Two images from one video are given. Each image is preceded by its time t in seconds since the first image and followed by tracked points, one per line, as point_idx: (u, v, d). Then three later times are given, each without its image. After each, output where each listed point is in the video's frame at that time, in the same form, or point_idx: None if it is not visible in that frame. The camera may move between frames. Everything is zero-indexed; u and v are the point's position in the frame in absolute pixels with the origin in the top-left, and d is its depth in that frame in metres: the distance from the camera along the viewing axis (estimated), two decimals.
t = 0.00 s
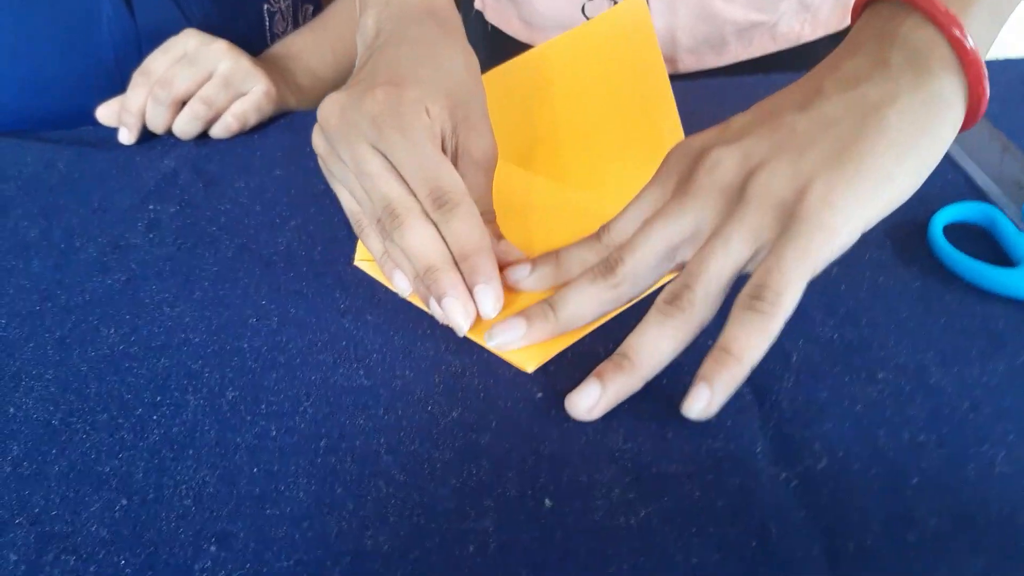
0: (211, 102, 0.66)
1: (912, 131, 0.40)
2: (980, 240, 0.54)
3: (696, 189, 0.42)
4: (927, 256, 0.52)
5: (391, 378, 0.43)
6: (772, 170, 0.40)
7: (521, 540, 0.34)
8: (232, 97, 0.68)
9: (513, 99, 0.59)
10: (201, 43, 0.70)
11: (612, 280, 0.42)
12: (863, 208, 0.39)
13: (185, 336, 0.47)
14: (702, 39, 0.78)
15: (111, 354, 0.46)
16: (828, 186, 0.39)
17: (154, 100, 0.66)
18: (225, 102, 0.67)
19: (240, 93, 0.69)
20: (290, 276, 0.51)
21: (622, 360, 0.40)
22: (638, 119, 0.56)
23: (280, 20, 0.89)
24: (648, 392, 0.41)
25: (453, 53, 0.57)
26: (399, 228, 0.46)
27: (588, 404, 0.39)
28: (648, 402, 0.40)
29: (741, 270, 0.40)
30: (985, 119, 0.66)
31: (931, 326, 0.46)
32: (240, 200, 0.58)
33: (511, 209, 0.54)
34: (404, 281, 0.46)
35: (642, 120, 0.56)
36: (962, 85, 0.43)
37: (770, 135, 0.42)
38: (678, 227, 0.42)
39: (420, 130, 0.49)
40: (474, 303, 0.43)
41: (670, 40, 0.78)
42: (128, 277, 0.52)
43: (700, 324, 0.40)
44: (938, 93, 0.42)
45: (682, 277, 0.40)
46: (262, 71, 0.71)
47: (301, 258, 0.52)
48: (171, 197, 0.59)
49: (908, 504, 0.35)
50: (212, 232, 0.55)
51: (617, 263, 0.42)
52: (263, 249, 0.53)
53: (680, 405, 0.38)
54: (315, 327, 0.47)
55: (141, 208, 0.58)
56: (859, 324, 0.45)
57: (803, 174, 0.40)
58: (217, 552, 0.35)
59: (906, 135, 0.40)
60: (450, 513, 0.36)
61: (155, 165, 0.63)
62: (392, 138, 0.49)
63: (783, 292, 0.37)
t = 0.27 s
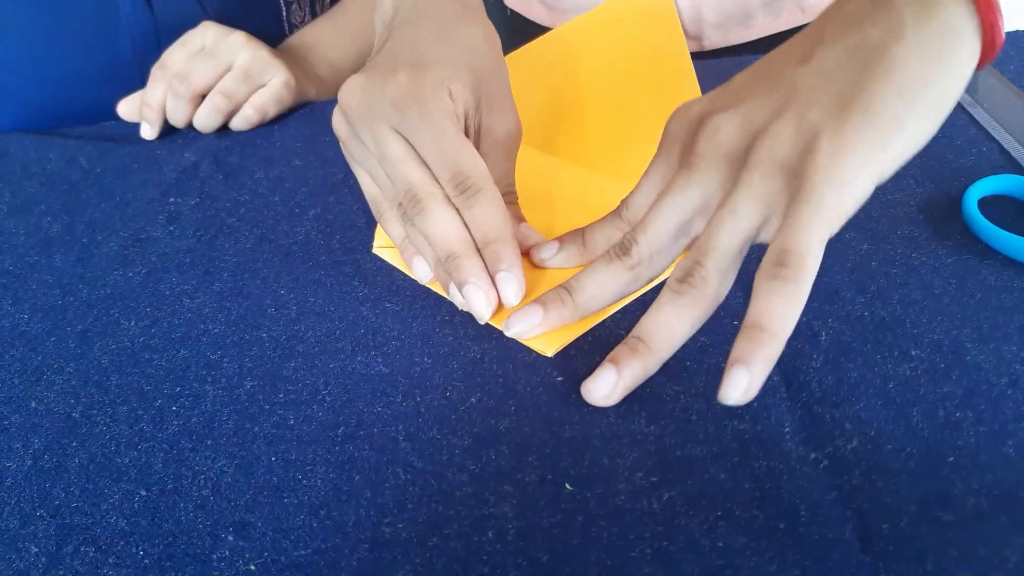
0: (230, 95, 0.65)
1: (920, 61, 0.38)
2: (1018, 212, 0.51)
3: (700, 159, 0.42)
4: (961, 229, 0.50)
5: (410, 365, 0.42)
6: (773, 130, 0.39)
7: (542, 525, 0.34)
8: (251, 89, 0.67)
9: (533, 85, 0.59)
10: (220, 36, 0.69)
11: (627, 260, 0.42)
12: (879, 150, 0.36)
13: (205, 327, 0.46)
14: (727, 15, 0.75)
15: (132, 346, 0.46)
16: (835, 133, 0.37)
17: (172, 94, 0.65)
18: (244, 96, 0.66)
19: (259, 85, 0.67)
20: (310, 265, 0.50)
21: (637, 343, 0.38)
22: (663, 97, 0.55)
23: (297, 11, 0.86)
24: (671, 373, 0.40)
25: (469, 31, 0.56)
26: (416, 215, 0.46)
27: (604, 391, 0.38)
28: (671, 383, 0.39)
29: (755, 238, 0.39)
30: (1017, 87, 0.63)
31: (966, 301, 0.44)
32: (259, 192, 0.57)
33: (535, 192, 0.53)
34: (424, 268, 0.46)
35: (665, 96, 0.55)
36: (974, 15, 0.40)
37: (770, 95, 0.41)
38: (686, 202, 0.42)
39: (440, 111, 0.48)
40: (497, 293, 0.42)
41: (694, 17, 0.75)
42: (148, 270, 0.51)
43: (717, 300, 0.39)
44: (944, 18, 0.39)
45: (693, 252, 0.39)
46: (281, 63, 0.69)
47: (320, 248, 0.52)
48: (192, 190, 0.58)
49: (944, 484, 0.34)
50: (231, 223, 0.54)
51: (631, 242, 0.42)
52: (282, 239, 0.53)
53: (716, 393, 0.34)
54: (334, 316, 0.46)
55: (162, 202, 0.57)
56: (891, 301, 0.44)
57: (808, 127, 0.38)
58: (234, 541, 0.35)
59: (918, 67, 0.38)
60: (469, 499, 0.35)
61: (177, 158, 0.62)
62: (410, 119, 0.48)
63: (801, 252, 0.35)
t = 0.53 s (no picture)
0: (240, 100, 0.64)
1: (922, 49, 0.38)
2: None
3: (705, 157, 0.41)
4: (975, 222, 0.49)
5: (420, 365, 0.42)
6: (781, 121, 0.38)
7: (552, 524, 0.33)
8: (262, 95, 0.66)
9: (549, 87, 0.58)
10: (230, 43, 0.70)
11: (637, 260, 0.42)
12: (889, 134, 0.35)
13: (216, 330, 0.47)
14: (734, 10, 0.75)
15: (144, 350, 0.46)
16: (844, 119, 0.36)
17: (185, 101, 0.65)
18: (255, 101, 0.66)
19: (270, 91, 0.67)
20: (320, 268, 0.50)
21: (676, 354, 0.36)
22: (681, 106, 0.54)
23: (306, 15, 0.84)
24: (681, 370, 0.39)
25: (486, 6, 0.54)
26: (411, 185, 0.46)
27: (653, 410, 0.35)
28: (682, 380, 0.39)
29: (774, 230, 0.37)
30: None
31: (980, 294, 0.43)
32: (271, 196, 0.57)
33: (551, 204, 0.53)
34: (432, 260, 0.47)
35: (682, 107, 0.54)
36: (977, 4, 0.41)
37: (772, 91, 0.41)
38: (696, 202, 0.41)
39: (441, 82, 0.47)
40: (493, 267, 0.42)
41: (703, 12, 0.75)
42: (161, 275, 0.51)
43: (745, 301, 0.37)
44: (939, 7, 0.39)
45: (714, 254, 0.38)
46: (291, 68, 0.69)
47: (331, 250, 0.51)
48: (204, 195, 0.58)
49: (960, 478, 0.33)
50: (243, 227, 0.54)
51: (641, 242, 0.43)
52: (293, 242, 0.52)
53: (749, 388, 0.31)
54: (344, 318, 0.46)
55: (175, 207, 0.57)
56: (904, 295, 0.43)
57: (815, 115, 0.37)
58: (245, 542, 0.35)
59: (922, 52, 0.38)
60: (478, 498, 0.35)
61: (190, 164, 0.61)
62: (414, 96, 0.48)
63: (822, 234, 0.33)
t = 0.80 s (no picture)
0: (257, 130, 0.67)
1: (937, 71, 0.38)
2: None
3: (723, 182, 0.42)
4: (982, 225, 0.49)
5: (430, 379, 0.43)
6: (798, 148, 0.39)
7: (560, 531, 0.34)
8: (278, 124, 0.68)
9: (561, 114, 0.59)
10: (248, 74, 0.72)
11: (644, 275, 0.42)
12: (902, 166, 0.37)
13: (232, 350, 0.47)
14: (739, 28, 0.75)
15: (163, 370, 0.47)
16: (859, 149, 0.37)
17: (203, 129, 0.67)
18: (271, 130, 0.68)
19: (285, 121, 0.69)
20: (333, 287, 0.51)
21: (680, 373, 0.37)
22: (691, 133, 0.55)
23: (326, 46, 0.93)
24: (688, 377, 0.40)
25: (511, 55, 0.56)
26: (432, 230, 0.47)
27: (652, 426, 0.36)
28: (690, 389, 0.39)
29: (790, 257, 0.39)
30: None
31: (989, 296, 0.43)
32: (287, 220, 0.58)
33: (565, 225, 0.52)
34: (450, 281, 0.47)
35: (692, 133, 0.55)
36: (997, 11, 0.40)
37: (790, 114, 0.41)
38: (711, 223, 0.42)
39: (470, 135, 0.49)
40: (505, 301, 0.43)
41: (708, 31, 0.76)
42: (179, 298, 0.52)
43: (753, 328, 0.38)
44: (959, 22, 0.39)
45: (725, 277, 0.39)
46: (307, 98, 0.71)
47: (344, 270, 0.52)
48: (221, 220, 0.59)
49: (968, 479, 0.34)
50: (259, 250, 0.55)
51: (650, 258, 0.42)
52: (307, 263, 0.53)
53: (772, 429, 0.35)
54: (356, 335, 0.47)
55: (194, 232, 0.58)
56: (912, 299, 0.43)
57: (830, 145, 0.38)
58: (259, 554, 0.36)
59: (941, 71, 0.38)
60: (488, 508, 0.36)
61: (209, 192, 0.63)
62: (440, 140, 0.49)
63: (838, 277, 0.35)
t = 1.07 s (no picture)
0: (262, 138, 0.67)
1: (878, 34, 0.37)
2: None
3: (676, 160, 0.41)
4: (983, 217, 0.48)
5: (432, 383, 0.43)
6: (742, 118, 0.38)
7: (562, 531, 0.34)
8: (283, 133, 0.68)
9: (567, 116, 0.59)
10: (252, 84, 0.73)
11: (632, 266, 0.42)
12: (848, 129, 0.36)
13: (237, 359, 0.48)
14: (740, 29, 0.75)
15: (169, 381, 0.48)
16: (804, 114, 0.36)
17: (210, 141, 0.67)
18: (277, 139, 0.68)
19: (291, 129, 0.69)
20: (337, 294, 0.51)
21: (674, 360, 0.37)
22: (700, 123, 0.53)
23: (329, 55, 0.88)
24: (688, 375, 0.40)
25: (557, 70, 0.57)
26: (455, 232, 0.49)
27: (660, 419, 0.36)
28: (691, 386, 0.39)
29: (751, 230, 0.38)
30: None
31: (992, 287, 0.43)
32: (290, 230, 0.58)
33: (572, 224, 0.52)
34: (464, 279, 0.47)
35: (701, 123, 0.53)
36: None
37: (736, 86, 0.40)
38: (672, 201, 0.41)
39: (515, 146, 0.50)
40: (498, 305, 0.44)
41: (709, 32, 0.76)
42: (185, 309, 0.53)
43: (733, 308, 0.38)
44: None
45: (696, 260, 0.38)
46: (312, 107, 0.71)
47: (348, 277, 0.52)
48: (226, 231, 0.60)
49: (971, 470, 0.33)
50: (263, 260, 0.56)
51: (633, 249, 0.42)
52: (310, 272, 0.54)
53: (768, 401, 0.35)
54: (359, 341, 0.47)
55: (199, 244, 0.59)
56: (913, 291, 0.43)
57: (774, 112, 0.37)
58: (263, 559, 0.36)
59: (881, 38, 0.37)
60: (490, 509, 0.36)
61: (214, 204, 0.63)
62: (482, 151, 0.50)
63: (793, 246, 0.34)
